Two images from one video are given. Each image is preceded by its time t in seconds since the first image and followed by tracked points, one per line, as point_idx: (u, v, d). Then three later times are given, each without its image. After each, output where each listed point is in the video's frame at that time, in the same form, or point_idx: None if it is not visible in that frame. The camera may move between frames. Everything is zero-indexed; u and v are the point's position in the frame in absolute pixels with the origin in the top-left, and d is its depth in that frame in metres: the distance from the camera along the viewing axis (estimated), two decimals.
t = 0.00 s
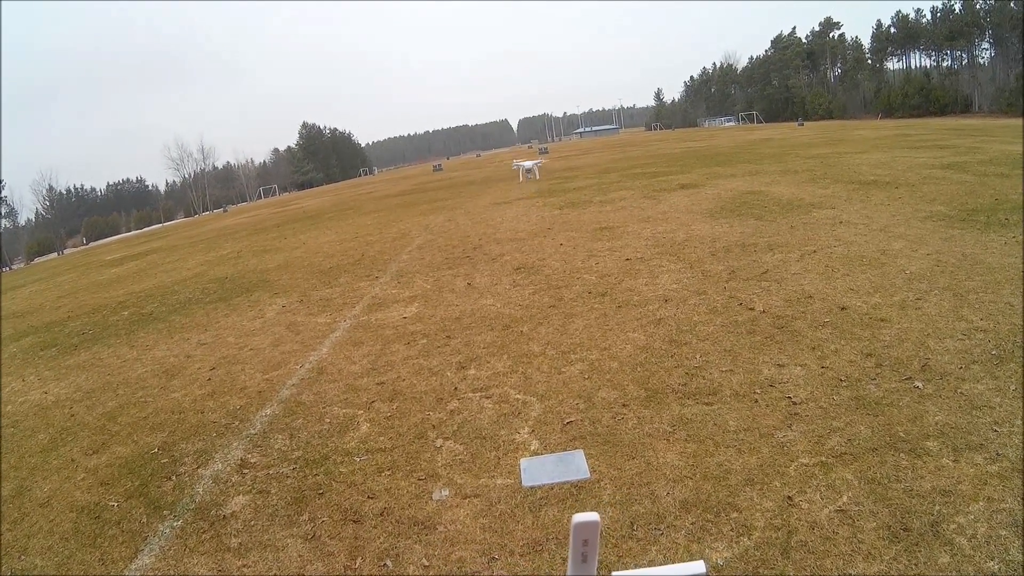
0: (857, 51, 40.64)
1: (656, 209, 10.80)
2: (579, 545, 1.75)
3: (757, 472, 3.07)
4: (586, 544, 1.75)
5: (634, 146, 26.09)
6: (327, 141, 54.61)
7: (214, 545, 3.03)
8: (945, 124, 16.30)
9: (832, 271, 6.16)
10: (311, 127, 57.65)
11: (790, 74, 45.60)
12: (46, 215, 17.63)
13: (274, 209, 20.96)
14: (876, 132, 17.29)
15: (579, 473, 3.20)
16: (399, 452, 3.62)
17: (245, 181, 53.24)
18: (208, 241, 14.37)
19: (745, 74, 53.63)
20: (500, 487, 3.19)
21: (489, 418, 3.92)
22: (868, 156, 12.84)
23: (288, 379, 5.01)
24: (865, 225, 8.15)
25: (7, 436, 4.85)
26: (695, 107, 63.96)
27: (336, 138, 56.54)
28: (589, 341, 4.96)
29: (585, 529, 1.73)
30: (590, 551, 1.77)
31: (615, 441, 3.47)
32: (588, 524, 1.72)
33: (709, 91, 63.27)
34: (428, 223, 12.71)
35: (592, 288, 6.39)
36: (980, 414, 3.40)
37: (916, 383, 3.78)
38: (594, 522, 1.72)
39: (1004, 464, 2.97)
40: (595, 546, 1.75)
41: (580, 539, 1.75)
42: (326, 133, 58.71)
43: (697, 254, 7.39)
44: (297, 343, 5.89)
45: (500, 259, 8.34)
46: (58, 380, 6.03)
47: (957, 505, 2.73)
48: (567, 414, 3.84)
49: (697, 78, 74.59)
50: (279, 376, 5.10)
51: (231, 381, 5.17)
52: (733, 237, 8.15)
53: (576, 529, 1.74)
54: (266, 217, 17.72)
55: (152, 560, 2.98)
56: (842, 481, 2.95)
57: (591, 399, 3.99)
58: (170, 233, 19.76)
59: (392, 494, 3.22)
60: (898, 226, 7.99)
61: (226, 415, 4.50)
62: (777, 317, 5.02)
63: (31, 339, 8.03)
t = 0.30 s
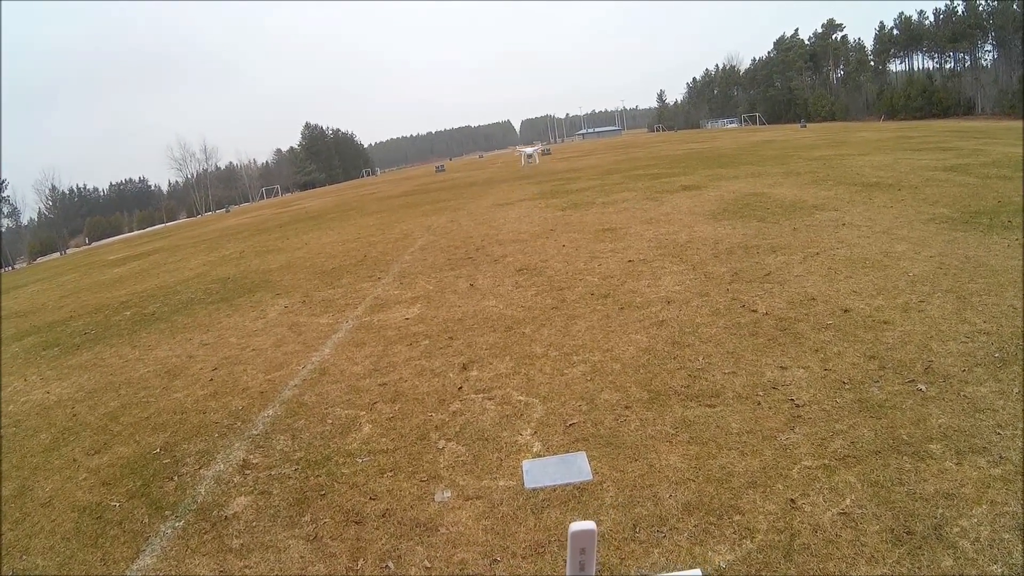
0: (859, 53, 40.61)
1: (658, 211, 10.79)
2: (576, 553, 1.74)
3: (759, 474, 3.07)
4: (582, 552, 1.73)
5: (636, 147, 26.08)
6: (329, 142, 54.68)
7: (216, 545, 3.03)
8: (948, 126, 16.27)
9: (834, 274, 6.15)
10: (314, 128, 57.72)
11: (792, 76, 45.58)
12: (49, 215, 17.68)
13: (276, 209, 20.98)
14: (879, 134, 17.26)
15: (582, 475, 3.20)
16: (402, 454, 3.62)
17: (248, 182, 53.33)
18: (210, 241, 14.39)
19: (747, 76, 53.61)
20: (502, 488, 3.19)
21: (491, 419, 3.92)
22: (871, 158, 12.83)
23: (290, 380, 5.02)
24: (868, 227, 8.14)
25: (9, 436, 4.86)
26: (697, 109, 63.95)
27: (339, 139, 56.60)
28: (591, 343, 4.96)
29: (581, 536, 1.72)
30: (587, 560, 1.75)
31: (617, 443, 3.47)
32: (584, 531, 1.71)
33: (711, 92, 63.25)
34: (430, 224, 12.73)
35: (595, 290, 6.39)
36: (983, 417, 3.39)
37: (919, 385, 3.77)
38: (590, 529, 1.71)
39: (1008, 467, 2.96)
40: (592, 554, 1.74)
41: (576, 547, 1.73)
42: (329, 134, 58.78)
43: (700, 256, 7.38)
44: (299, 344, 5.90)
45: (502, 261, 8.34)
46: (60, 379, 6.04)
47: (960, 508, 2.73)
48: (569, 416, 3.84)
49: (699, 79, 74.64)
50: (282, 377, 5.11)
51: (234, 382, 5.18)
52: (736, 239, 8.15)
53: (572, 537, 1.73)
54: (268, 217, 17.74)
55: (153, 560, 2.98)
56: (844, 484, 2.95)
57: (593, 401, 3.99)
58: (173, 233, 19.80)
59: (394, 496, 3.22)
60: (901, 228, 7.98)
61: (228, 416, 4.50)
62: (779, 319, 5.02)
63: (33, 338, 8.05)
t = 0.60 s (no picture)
0: (859, 52, 40.61)
1: (658, 210, 10.76)
2: (576, 557, 1.74)
3: (760, 473, 3.06)
4: (582, 556, 1.73)
5: (636, 146, 26.08)
6: (329, 142, 54.66)
7: (216, 545, 3.03)
8: (948, 125, 16.27)
9: (835, 273, 6.13)
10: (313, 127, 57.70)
11: (792, 74, 45.60)
12: (49, 215, 17.64)
13: (276, 208, 20.97)
14: (879, 133, 17.26)
15: (582, 474, 3.19)
16: (402, 453, 3.62)
17: (247, 182, 53.31)
18: (211, 240, 14.39)
19: (747, 75, 53.61)
20: (502, 488, 3.18)
21: (492, 419, 3.91)
22: (871, 157, 12.82)
23: (289, 379, 5.01)
24: (868, 226, 8.14)
25: (8, 436, 4.85)
26: (696, 109, 63.96)
27: (338, 138, 56.57)
28: (591, 341, 4.95)
29: (582, 540, 1.72)
30: (587, 563, 1.75)
31: (618, 441, 3.46)
32: (584, 535, 1.71)
33: (711, 91, 63.25)
34: (430, 223, 12.72)
35: (595, 289, 6.38)
36: (984, 415, 3.39)
37: (919, 383, 3.77)
38: (590, 533, 1.71)
39: (1008, 466, 2.96)
40: (592, 558, 1.74)
41: (576, 551, 1.73)
42: (328, 133, 58.72)
43: (700, 255, 7.37)
44: (299, 343, 5.89)
45: (502, 260, 8.32)
46: (60, 379, 6.04)
47: (960, 507, 2.72)
48: (570, 415, 3.82)
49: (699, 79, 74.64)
50: (281, 376, 5.10)
51: (233, 381, 5.17)
52: (736, 238, 8.13)
53: (572, 541, 1.73)
54: (267, 216, 17.74)
55: (153, 560, 2.98)
56: (845, 483, 2.94)
57: (594, 400, 3.98)
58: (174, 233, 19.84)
59: (393, 495, 3.21)
60: (901, 226, 7.97)
61: (228, 416, 4.49)
62: (780, 318, 5.01)
63: (33, 338, 8.06)
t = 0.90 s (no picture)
0: (854, 52, 40.74)
1: (654, 210, 10.77)
2: (573, 559, 1.73)
3: (756, 473, 3.07)
4: (579, 557, 1.73)
5: (633, 147, 26.11)
6: (325, 143, 54.62)
7: (212, 548, 3.01)
8: (943, 125, 16.32)
9: (831, 272, 6.14)
10: (309, 129, 57.59)
11: (787, 74, 45.79)
12: (44, 217, 17.54)
13: (272, 210, 20.93)
14: (875, 132, 17.32)
15: (578, 474, 3.19)
16: (399, 454, 3.61)
17: (244, 184, 53.22)
18: (208, 242, 14.37)
19: (743, 76, 53.76)
20: (499, 490, 3.17)
21: (488, 420, 3.92)
22: (867, 157, 12.85)
23: (286, 381, 5.00)
24: (864, 226, 8.15)
25: (3, 439, 4.82)
26: (692, 109, 64.11)
27: (335, 140, 56.53)
28: (588, 343, 4.94)
29: (578, 542, 1.71)
30: (583, 565, 1.74)
31: (614, 442, 3.46)
32: (580, 537, 1.71)
33: (707, 91, 63.39)
34: (426, 224, 12.70)
35: (591, 289, 6.37)
36: (980, 415, 3.39)
37: (914, 383, 3.78)
38: (586, 534, 1.70)
39: (1005, 465, 2.96)
40: (588, 559, 1.73)
41: (573, 553, 1.72)
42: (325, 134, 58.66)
43: (696, 255, 7.37)
44: (295, 345, 5.87)
45: (498, 261, 8.32)
46: (56, 382, 6.00)
47: (958, 507, 2.72)
48: (566, 416, 3.83)
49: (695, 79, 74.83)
50: (278, 378, 5.08)
51: (229, 384, 5.14)
52: (732, 238, 8.14)
53: (569, 543, 1.72)
54: (264, 218, 17.72)
55: (149, 564, 2.96)
56: (842, 483, 2.94)
57: (590, 400, 3.98)
58: (170, 234, 19.82)
59: (390, 498, 3.20)
60: (897, 226, 7.99)
61: (225, 417, 4.48)
62: (776, 318, 5.02)
63: (29, 341, 8.02)
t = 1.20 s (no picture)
0: (852, 53, 40.90)
1: (652, 212, 10.78)
2: (566, 559, 1.71)
3: (756, 475, 3.06)
4: (572, 558, 1.71)
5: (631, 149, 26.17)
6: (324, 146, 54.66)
7: (210, 552, 3.00)
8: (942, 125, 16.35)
9: (830, 273, 6.14)
10: (307, 131, 57.62)
11: (786, 76, 46.16)
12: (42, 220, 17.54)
13: (270, 212, 20.92)
14: (873, 133, 17.35)
15: (578, 477, 3.18)
16: (398, 457, 3.60)
17: (243, 186, 53.26)
18: (206, 245, 14.35)
19: (741, 78, 53.96)
20: (498, 492, 3.16)
21: (488, 423, 3.90)
22: (866, 158, 12.87)
23: (284, 384, 4.99)
24: (862, 227, 8.16)
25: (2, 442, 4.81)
26: (691, 110, 64.23)
27: (333, 142, 56.58)
28: (587, 344, 4.94)
29: (571, 542, 1.69)
30: (577, 565, 1.72)
31: (613, 445, 3.45)
32: (574, 537, 1.69)
33: (705, 93, 63.53)
34: (425, 226, 12.70)
35: (590, 291, 6.37)
36: (980, 415, 3.39)
37: (915, 384, 3.77)
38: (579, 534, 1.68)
39: (1005, 466, 2.96)
40: (582, 559, 1.71)
41: (567, 553, 1.71)
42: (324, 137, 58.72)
43: (695, 257, 7.37)
44: (294, 348, 5.86)
45: (497, 262, 8.33)
46: (54, 385, 5.99)
47: (957, 507, 2.72)
48: (566, 418, 3.81)
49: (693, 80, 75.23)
50: (276, 381, 5.07)
51: (228, 386, 5.14)
52: (730, 239, 8.15)
53: (562, 543, 1.70)
54: (263, 220, 17.72)
55: (147, 567, 2.94)
56: (841, 484, 2.94)
57: (589, 403, 3.97)
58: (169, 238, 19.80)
59: (389, 500, 3.19)
60: (895, 227, 8.00)
61: (223, 421, 4.47)
62: (775, 319, 5.01)
63: (27, 344, 8.00)
